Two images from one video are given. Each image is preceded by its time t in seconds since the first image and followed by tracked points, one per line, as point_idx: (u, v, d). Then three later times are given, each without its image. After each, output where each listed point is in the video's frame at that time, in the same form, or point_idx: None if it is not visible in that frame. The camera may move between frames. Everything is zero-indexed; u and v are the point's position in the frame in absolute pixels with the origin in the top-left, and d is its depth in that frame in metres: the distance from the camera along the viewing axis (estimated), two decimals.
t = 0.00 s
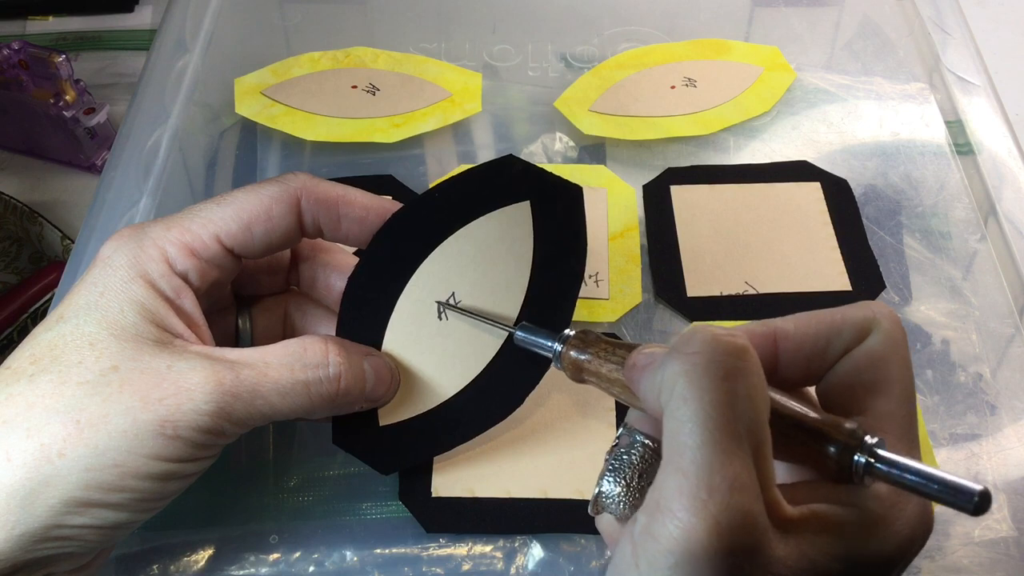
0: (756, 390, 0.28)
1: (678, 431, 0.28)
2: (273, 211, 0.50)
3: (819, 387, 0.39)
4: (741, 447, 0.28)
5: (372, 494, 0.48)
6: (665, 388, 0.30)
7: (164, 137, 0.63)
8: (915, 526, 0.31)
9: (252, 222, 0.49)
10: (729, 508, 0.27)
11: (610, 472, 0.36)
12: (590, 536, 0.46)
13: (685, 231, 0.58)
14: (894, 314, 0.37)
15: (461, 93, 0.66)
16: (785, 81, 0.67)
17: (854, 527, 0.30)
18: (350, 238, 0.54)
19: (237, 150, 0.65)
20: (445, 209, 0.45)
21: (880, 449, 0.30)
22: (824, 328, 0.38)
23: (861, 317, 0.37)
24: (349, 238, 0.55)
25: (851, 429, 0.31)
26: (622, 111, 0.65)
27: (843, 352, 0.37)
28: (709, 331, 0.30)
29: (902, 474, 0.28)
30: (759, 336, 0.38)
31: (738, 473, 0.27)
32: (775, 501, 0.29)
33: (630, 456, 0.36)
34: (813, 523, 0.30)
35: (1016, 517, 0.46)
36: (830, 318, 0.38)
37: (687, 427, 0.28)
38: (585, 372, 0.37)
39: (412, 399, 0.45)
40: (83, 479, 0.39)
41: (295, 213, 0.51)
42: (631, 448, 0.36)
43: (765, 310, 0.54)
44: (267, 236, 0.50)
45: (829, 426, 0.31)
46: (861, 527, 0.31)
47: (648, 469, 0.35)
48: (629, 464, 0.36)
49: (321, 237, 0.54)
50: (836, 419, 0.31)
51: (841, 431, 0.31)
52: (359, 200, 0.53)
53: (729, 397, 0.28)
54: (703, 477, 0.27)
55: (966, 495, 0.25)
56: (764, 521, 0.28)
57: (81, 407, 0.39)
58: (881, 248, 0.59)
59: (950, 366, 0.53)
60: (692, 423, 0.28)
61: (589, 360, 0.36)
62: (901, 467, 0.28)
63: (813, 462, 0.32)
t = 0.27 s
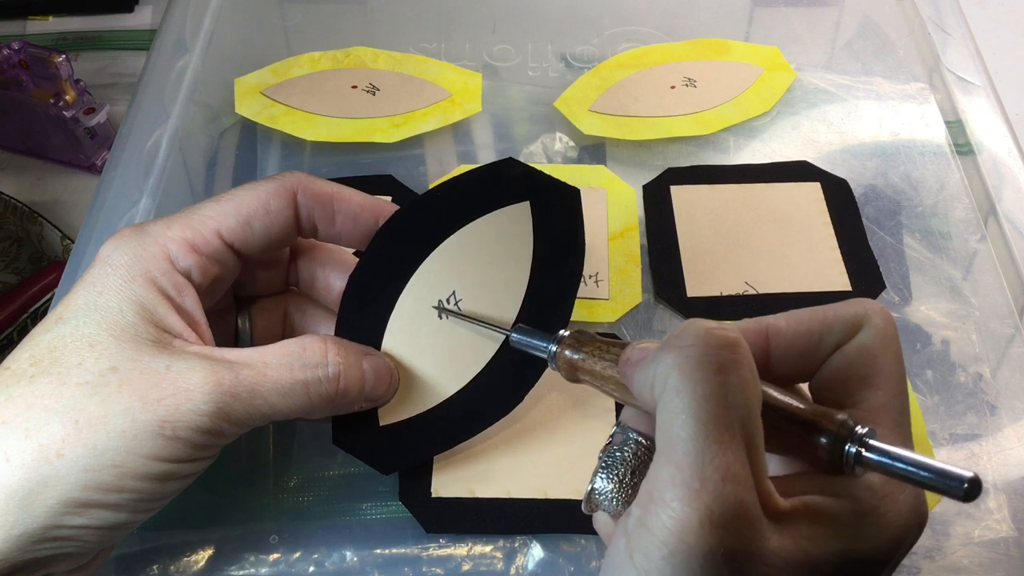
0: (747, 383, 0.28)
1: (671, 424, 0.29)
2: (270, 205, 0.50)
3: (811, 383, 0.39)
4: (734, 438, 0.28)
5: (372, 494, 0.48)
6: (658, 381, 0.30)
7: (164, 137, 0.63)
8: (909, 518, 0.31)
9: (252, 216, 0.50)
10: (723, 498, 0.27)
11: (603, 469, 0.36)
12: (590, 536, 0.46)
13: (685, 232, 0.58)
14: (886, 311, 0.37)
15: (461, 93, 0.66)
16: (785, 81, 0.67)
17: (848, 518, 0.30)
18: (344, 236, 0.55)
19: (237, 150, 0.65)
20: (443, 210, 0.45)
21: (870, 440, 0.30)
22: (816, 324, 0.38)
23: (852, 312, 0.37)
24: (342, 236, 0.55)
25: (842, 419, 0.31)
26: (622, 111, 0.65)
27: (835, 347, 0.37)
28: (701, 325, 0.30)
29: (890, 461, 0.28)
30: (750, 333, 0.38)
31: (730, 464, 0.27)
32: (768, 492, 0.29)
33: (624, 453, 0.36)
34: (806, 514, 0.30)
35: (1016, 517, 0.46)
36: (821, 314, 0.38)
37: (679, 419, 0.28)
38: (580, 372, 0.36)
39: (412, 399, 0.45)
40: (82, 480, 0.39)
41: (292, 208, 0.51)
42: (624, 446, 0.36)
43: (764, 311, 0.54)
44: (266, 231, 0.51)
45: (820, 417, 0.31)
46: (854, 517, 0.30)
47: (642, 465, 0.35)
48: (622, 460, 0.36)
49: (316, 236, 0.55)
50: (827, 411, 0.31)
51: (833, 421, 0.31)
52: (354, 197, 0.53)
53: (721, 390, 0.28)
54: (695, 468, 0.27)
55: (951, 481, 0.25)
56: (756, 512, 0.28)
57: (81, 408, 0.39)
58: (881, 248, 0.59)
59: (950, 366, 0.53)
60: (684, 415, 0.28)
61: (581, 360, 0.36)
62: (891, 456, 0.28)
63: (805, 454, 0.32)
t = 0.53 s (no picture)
0: (755, 386, 0.28)
1: (678, 427, 0.29)
2: (270, 206, 0.50)
3: (815, 384, 0.39)
4: (741, 443, 0.28)
5: (373, 494, 0.48)
6: (664, 383, 0.30)
7: (164, 138, 0.63)
8: (913, 521, 0.31)
9: (252, 217, 0.50)
10: (731, 502, 0.27)
11: (605, 469, 0.36)
12: (590, 536, 0.46)
13: (685, 232, 0.58)
14: (891, 312, 0.37)
15: (461, 93, 0.66)
16: (785, 81, 0.67)
17: (852, 521, 0.30)
18: (344, 237, 0.54)
19: (237, 151, 0.65)
20: (443, 211, 0.45)
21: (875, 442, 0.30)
22: (820, 326, 0.38)
23: (857, 314, 0.37)
24: (342, 237, 0.55)
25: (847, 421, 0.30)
26: (623, 111, 0.65)
27: (839, 348, 0.37)
28: (707, 328, 0.30)
29: (898, 465, 0.28)
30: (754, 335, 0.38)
31: (738, 468, 0.27)
32: (774, 496, 0.29)
33: (626, 453, 0.36)
34: (811, 518, 0.30)
35: (1016, 517, 0.46)
36: (826, 315, 0.38)
37: (685, 423, 0.28)
38: (583, 371, 0.36)
39: (411, 399, 0.45)
40: (82, 480, 0.39)
41: (292, 208, 0.51)
42: (626, 446, 0.36)
43: (764, 311, 0.54)
44: (266, 232, 0.51)
45: (827, 420, 0.31)
46: (859, 521, 0.30)
47: (644, 465, 0.36)
48: (625, 460, 0.36)
49: (316, 238, 0.54)
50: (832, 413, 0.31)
51: (839, 424, 0.30)
52: (354, 199, 0.53)
53: (728, 396, 0.28)
54: (702, 473, 0.27)
55: (962, 485, 0.25)
56: (763, 516, 0.28)
57: (80, 409, 0.39)
58: (881, 248, 0.59)
59: (950, 366, 0.53)
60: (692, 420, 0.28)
61: (586, 359, 0.36)
62: (897, 462, 0.28)
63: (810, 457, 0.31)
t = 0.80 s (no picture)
0: (734, 388, 0.28)
1: (658, 429, 0.29)
2: (268, 206, 0.50)
3: (801, 381, 0.39)
4: (722, 444, 0.28)
5: (373, 494, 0.48)
6: (644, 386, 0.30)
7: (164, 137, 0.63)
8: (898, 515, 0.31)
9: (249, 216, 0.50)
10: (712, 504, 0.27)
11: (591, 468, 0.36)
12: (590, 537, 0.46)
13: (685, 232, 0.58)
14: (876, 308, 0.38)
15: (461, 93, 0.66)
16: (785, 81, 0.67)
17: (836, 515, 0.30)
18: (341, 238, 0.54)
19: (237, 150, 0.65)
20: (440, 214, 0.45)
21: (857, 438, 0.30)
22: (804, 321, 0.38)
23: (840, 309, 0.37)
24: (339, 239, 0.54)
25: (829, 417, 0.30)
26: (623, 111, 0.65)
27: (824, 343, 0.38)
28: (687, 330, 0.30)
29: (880, 459, 0.28)
30: (740, 331, 0.38)
31: (718, 470, 0.27)
32: (757, 494, 0.29)
33: (612, 453, 0.36)
34: (795, 513, 0.30)
35: (1016, 518, 0.46)
36: (810, 311, 0.38)
37: (666, 424, 0.28)
38: (569, 373, 0.37)
39: (408, 401, 0.45)
40: (81, 479, 0.39)
41: (289, 210, 0.51)
42: (613, 445, 0.36)
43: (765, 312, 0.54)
44: (263, 232, 0.51)
45: (809, 415, 0.31)
46: (843, 515, 0.31)
47: (630, 465, 0.36)
48: (610, 460, 0.36)
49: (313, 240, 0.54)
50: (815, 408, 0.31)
51: (821, 420, 0.30)
52: (351, 201, 0.53)
53: (707, 396, 0.28)
54: (683, 474, 0.27)
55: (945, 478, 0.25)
56: (745, 517, 0.28)
57: (77, 406, 0.39)
58: (881, 249, 0.59)
59: (951, 367, 0.53)
60: (671, 421, 0.28)
61: (571, 360, 0.36)
62: (877, 454, 0.28)
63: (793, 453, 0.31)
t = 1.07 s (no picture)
0: (771, 400, 0.28)
1: (691, 438, 0.28)
2: (268, 207, 0.50)
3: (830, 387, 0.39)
4: (753, 454, 0.27)
5: (373, 495, 0.48)
6: (680, 392, 0.30)
7: (165, 137, 0.63)
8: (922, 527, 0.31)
9: (250, 217, 0.50)
10: (742, 514, 0.27)
11: (614, 442, 0.35)
12: (590, 538, 0.46)
13: (686, 233, 0.57)
14: (918, 324, 0.37)
15: (462, 94, 0.66)
16: (787, 82, 0.67)
17: (859, 529, 0.30)
18: (342, 240, 0.54)
19: (237, 150, 0.65)
20: (441, 214, 0.45)
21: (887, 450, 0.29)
22: (847, 329, 0.37)
23: (885, 323, 0.37)
24: (340, 241, 0.54)
25: (861, 428, 0.30)
26: (624, 112, 0.65)
27: (861, 354, 0.37)
28: (722, 336, 0.29)
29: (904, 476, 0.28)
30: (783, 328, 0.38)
31: (748, 481, 0.27)
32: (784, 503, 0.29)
33: (636, 430, 0.35)
34: (820, 524, 0.30)
35: (1017, 520, 0.46)
36: (855, 321, 0.37)
37: (701, 432, 0.28)
38: (602, 347, 0.36)
39: (410, 402, 0.45)
40: (81, 479, 0.39)
41: (290, 211, 0.51)
42: (638, 423, 0.35)
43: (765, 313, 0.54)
44: (264, 233, 0.51)
45: (842, 423, 0.31)
46: (866, 529, 0.30)
47: (653, 445, 0.34)
48: (634, 437, 0.35)
49: (314, 241, 0.54)
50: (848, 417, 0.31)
51: (851, 429, 0.30)
52: (352, 202, 0.53)
53: (742, 405, 0.28)
54: (712, 484, 0.27)
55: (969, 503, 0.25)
56: (773, 527, 0.28)
57: (76, 407, 0.39)
58: (882, 250, 0.58)
59: (952, 369, 0.52)
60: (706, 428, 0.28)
61: (608, 334, 0.35)
62: (908, 472, 0.28)
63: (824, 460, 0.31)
